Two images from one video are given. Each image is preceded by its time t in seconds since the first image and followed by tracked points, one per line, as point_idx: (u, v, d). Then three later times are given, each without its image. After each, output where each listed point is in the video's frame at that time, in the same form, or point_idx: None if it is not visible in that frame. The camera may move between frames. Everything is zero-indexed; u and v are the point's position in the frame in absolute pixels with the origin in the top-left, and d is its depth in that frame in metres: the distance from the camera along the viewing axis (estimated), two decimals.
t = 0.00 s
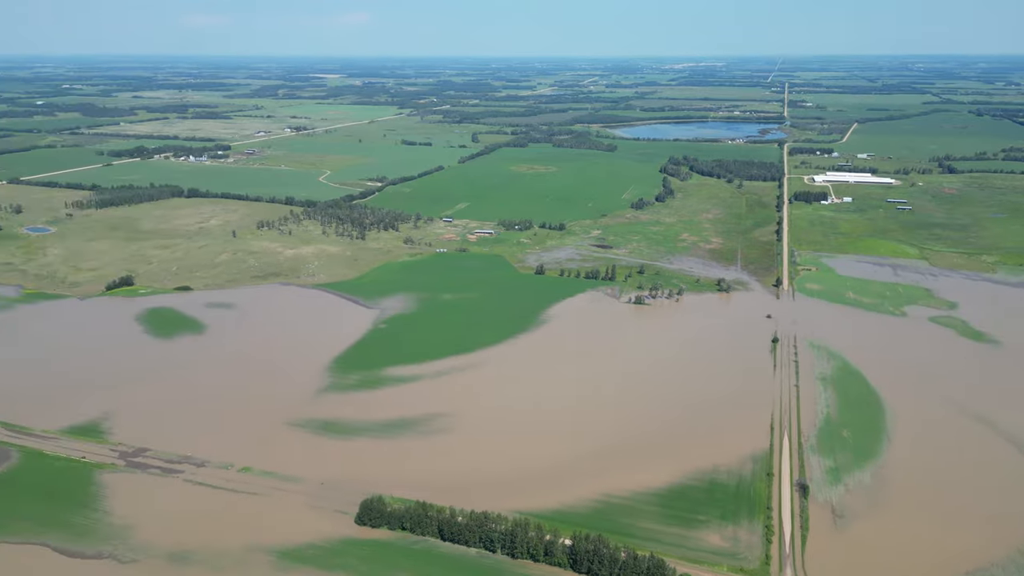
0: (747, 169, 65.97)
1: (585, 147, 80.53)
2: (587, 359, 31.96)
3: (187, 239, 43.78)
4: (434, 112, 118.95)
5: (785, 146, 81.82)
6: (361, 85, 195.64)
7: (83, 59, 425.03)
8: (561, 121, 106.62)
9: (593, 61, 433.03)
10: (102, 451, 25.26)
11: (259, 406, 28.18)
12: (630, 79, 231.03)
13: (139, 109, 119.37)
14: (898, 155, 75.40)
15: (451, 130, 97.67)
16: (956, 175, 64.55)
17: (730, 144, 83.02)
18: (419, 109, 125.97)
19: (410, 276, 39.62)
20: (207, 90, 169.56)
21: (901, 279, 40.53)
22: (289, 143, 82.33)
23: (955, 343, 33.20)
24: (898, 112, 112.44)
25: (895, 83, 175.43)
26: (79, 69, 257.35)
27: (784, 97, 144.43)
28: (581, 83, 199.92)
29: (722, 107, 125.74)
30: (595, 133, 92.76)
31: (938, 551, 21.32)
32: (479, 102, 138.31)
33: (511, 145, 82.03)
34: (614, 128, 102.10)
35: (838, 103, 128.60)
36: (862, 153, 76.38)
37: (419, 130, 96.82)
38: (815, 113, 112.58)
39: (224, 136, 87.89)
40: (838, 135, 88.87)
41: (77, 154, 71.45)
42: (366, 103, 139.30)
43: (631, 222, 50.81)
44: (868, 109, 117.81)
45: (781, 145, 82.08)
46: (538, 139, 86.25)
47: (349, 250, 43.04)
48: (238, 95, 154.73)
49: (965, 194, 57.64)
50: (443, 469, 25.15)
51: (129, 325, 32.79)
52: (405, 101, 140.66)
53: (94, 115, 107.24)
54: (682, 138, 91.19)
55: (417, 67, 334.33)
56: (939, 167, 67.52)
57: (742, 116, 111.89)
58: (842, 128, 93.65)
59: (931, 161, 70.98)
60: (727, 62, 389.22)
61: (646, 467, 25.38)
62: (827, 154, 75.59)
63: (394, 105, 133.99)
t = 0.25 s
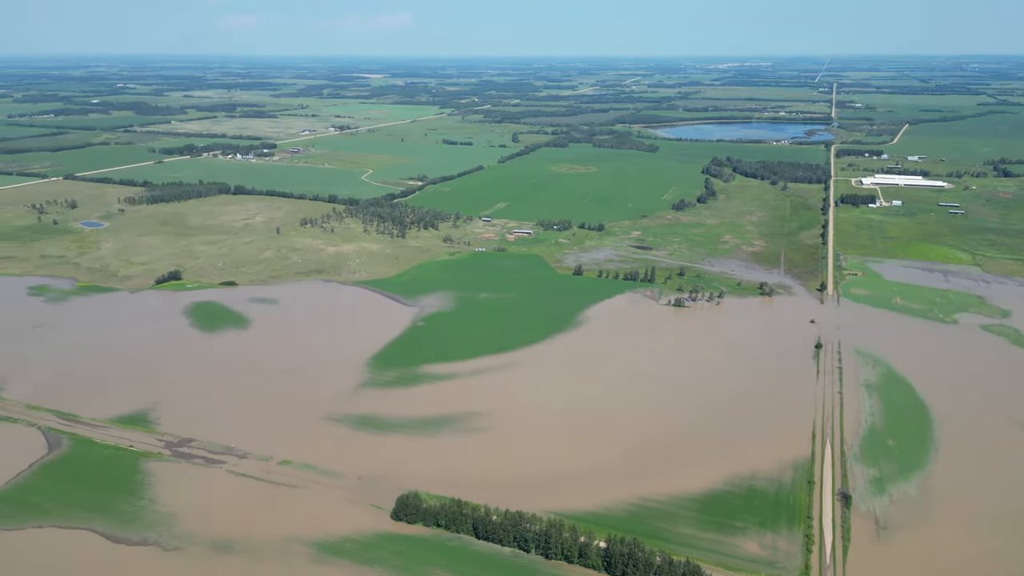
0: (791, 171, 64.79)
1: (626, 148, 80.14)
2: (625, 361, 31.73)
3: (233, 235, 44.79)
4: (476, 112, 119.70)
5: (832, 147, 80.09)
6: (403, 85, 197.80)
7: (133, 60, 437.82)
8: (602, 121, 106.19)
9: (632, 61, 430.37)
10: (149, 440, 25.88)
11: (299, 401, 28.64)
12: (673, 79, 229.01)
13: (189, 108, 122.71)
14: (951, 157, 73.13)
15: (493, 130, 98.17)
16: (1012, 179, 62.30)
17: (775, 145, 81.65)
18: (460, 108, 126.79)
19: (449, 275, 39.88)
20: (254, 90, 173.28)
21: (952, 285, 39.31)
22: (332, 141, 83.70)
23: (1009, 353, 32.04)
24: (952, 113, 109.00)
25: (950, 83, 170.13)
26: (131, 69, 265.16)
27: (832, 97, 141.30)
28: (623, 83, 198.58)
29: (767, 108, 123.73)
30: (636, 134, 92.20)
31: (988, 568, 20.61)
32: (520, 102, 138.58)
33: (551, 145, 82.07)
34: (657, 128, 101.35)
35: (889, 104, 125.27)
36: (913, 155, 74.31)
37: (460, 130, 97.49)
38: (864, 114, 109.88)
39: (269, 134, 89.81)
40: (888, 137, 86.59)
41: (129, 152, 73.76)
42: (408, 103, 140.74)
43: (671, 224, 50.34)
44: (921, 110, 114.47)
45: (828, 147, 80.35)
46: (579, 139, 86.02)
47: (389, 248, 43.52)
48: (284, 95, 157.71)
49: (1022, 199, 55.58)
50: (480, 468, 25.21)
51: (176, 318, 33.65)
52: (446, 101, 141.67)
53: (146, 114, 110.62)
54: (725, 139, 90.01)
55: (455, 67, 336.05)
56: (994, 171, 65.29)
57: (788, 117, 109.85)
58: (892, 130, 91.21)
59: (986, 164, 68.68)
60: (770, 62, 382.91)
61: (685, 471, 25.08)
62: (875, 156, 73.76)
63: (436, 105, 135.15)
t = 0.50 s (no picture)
0: (838, 174, 63.44)
1: (668, 148, 79.56)
2: (663, 365, 31.41)
3: (277, 232, 45.71)
4: (517, 112, 120.10)
5: (880, 149, 78.14)
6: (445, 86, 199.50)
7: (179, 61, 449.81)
8: (643, 122, 105.60)
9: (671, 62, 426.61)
10: (193, 432, 26.48)
11: (338, 397, 29.02)
12: (716, 79, 226.37)
13: (235, 107, 125.77)
14: (1007, 161, 70.64)
15: (533, 130, 98.40)
16: None
17: (821, 148, 80.07)
18: (501, 109, 127.36)
19: (487, 275, 40.03)
20: (298, 90, 176.57)
21: (1006, 294, 37.97)
22: (374, 141, 84.86)
23: None
24: (1010, 115, 105.25)
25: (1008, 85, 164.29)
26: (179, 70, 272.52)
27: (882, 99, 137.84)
28: (665, 84, 197.05)
29: (813, 109, 121.32)
30: (678, 135, 91.45)
31: None
32: (561, 103, 138.56)
33: (592, 146, 81.88)
34: (699, 129, 100.36)
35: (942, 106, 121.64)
36: (966, 159, 72.01)
37: (500, 130, 97.81)
38: (915, 116, 106.86)
39: (314, 134, 91.49)
40: (940, 140, 84.09)
41: (178, 150, 75.86)
42: (450, 103, 141.90)
43: (713, 226, 49.72)
44: (976, 112, 110.87)
45: (877, 149, 78.42)
46: (619, 141, 85.47)
47: (428, 248, 43.88)
48: (326, 95, 160.26)
49: None
50: (515, 468, 25.21)
51: (220, 313, 34.44)
52: (486, 101, 142.25)
53: (195, 113, 113.63)
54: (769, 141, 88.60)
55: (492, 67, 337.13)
56: None
57: (835, 119, 107.51)
58: (944, 133, 88.39)
59: None
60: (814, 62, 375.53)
61: (723, 477, 24.71)
62: (926, 159, 71.71)
63: (477, 105, 135.97)
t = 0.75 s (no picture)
0: (887, 176, 61.90)
1: (711, 149, 78.63)
2: (703, 369, 31.04)
3: (319, 229, 46.46)
4: (559, 112, 120.10)
5: (932, 151, 75.94)
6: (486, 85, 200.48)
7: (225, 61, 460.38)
8: (686, 122, 104.64)
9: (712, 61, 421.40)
10: (237, 424, 27.05)
11: (378, 393, 29.34)
12: (762, 79, 222.89)
13: (281, 106, 128.48)
14: None
15: (575, 130, 98.27)
16: None
17: (870, 149, 78.18)
18: (542, 108, 127.49)
19: (526, 274, 40.05)
20: (343, 90, 179.10)
21: None
22: (416, 140, 85.73)
23: None
24: None
25: None
26: (227, 69, 279.15)
27: (936, 99, 133.83)
28: (709, 83, 194.77)
29: (863, 110, 118.48)
30: (721, 135, 90.35)
31: None
32: (603, 103, 138.07)
33: (634, 146, 81.40)
34: (744, 130, 99.01)
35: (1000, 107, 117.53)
36: None
37: (541, 130, 97.85)
38: (971, 117, 103.47)
39: (357, 133, 92.82)
40: (997, 142, 81.28)
41: (226, 148, 77.70)
42: (492, 103, 142.59)
43: (756, 229, 48.94)
44: None
45: (929, 151, 76.22)
46: (661, 141, 84.73)
47: (468, 247, 44.10)
48: (370, 95, 162.55)
49: None
50: (552, 469, 25.15)
51: (264, 308, 35.13)
52: (527, 101, 142.44)
53: (243, 112, 116.31)
54: (816, 142, 86.89)
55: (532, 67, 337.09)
56: None
57: (886, 120, 104.79)
58: (1001, 135, 85.38)
59: None
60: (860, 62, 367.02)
61: (764, 484, 24.29)
62: (982, 162, 69.42)
63: (519, 105, 136.30)
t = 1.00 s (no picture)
0: (941, 180, 60.15)
1: (756, 151, 77.46)
2: (744, 374, 30.57)
3: (362, 228, 47.14)
4: (601, 113, 119.75)
5: (989, 155, 73.47)
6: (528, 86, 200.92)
7: (270, 61, 470.22)
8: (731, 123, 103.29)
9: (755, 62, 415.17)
10: (279, 417, 27.57)
11: (417, 391, 29.60)
12: (811, 79, 218.80)
13: (327, 106, 130.92)
14: None
15: (617, 131, 97.89)
16: None
17: (922, 152, 76.01)
18: (585, 109, 127.31)
19: (566, 275, 39.98)
20: (387, 90, 181.50)
21: None
22: (459, 140, 86.39)
23: None
24: None
25: None
26: (275, 69, 285.23)
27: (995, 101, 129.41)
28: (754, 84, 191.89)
29: (916, 111, 115.32)
30: (767, 137, 88.94)
31: None
32: (646, 103, 137.16)
33: (677, 147, 80.69)
34: (790, 132, 97.33)
35: None
36: None
37: (582, 131, 97.68)
38: None
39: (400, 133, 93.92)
40: None
41: (273, 147, 79.39)
42: (535, 103, 142.92)
43: (802, 232, 48.03)
44: None
45: (986, 154, 73.77)
46: (705, 142, 83.82)
47: (508, 247, 44.23)
48: (414, 95, 164.35)
49: None
50: (589, 471, 25.02)
51: (307, 305, 35.76)
52: (569, 102, 142.38)
53: (290, 112, 118.79)
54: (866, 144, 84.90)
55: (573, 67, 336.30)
56: None
57: (941, 122, 101.74)
58: None
59: None
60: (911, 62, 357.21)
61: (806, 493, 23.76)
62: None
63: (562, 106, 136.29)
